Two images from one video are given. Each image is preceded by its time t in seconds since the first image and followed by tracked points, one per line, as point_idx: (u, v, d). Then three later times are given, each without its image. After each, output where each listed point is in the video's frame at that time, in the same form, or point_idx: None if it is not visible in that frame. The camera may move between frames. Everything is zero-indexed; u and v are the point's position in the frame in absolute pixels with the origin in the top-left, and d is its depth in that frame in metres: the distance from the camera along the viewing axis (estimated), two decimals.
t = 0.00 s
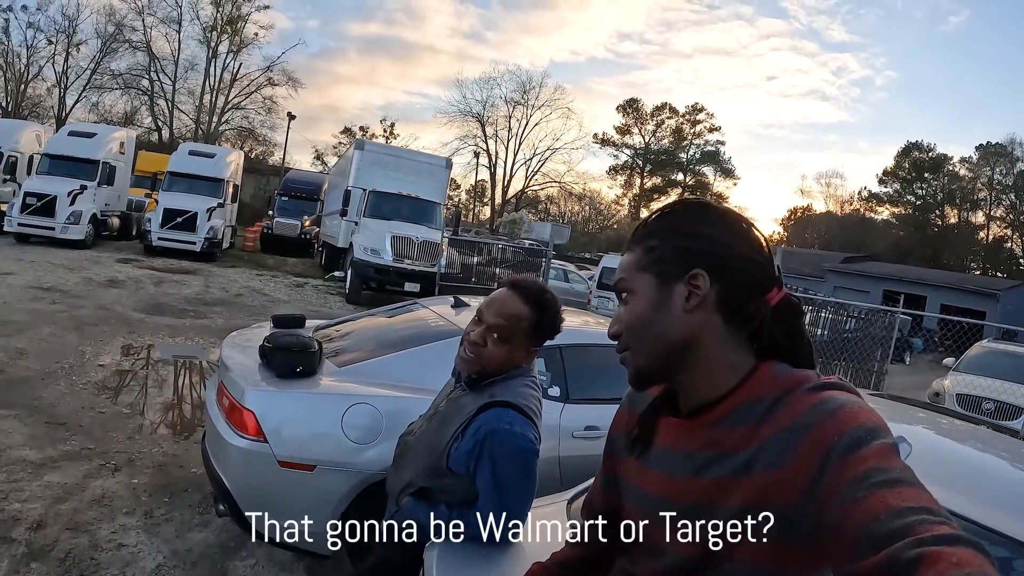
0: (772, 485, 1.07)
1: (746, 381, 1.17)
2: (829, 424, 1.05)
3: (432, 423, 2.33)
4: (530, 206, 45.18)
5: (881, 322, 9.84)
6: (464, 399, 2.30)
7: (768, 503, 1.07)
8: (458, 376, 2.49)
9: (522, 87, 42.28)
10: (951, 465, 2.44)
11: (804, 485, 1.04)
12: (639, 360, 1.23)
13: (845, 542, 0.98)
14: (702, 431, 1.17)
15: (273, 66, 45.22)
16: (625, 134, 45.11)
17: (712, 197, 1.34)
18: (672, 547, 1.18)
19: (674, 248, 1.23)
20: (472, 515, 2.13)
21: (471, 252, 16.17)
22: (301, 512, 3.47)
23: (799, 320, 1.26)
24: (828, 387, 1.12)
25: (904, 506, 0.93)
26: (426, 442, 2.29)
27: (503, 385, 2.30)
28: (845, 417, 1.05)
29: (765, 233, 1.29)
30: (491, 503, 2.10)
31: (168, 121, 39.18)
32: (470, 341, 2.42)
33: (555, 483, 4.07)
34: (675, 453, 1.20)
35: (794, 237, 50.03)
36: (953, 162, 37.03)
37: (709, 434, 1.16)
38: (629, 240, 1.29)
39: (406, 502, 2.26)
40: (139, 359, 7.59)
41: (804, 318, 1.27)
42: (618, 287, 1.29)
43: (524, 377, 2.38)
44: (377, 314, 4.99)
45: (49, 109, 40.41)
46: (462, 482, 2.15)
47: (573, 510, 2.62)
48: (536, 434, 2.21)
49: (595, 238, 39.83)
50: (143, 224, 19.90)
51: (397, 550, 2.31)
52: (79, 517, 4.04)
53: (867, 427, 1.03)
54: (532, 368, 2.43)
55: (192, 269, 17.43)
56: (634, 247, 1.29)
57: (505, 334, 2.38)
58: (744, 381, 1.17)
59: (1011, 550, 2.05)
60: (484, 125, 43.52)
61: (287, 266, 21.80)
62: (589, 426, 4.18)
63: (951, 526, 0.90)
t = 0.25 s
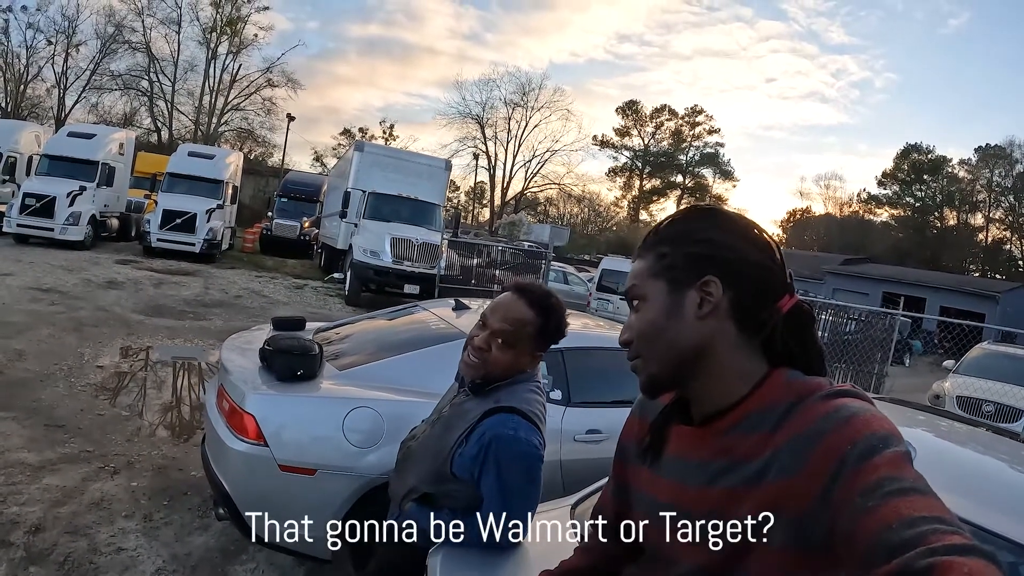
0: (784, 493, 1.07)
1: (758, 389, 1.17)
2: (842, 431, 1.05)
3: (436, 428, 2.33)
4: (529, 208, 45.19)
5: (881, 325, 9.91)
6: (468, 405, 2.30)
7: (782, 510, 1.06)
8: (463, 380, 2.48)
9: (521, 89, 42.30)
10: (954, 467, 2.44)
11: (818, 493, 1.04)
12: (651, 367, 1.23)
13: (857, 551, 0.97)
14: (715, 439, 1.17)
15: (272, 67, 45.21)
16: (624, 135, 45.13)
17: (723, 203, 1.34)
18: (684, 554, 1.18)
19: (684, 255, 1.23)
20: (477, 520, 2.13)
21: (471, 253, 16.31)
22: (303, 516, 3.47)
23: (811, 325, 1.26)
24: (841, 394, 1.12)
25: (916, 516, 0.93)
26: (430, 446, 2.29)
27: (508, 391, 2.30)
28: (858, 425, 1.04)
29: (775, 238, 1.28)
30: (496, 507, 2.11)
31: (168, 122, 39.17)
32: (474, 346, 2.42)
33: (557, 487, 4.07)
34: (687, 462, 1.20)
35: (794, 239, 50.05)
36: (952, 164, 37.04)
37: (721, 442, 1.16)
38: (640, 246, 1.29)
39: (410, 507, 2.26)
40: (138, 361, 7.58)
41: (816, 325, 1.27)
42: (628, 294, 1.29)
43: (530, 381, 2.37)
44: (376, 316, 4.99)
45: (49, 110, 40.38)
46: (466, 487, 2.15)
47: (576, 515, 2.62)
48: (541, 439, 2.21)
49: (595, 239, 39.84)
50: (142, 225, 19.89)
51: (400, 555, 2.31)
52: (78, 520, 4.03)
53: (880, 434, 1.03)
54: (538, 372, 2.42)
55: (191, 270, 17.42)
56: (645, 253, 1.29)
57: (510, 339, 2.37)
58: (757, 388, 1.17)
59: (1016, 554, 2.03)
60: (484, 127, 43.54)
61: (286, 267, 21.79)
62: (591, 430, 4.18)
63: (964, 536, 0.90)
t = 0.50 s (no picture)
0: (778, 494, 1.07)
1: (752, 391, 1.17)
2: (835, 434, 1.05)
3: (429, 429, 2.32)
4: (527, 210, 45.22)
5: (878, 327, 10.00)
6: (461, 406, 2.30)
7: (775, 511, 1.06)
8: (456, 382, 2.48)
9: (519, 91, 42.35)
10: (950, 469, 2.44)
11: (811, 495, 1.04)
12: (644, 370, 1.23)
13: (852, 551, 0.97)
14: (708, 440, 1.17)
15: (271, 68, 45.19)
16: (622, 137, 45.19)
17: (715, 205, 1.35)
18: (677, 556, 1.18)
19: (678, 256, 1.23)
20: (470, 521, 2.13)
21: (469, 255, 16.57)
22: (297, 516, 3.46)
23: (804, 327, 1.26)
24: (834, 396, 1.12)
25: (910, 516, 0.93)
26: (424, 447, 2.28)
27: (501, 392, 2.30)
28: (850, 427, 1.05)
29: (767, 240, 1.28)
30: (488, 508, 2.10)
31: (166, 123, 39.14)
32: (467, 347, 2.41)
33: (552, 489, 4.07)
34: (681, 463, 1.20)
35: (791, 241, 50.16)
36: (949, 166, 37.11)
37: (713, 444, 1.16)
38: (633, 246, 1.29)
39: (404, 508, 2.25)
40: (135, 362, 7.57)
41: (810, 328, 1.27)
42: (622, 294, 1.28)
43: (523, 383, 2.37)
44: (372, 318, 4.98)
45: (47, 111, 40.34)
46: (460, 488, 2.14)
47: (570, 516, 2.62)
48: (533, 441, 2.21)
49: (592, 241, 39.90)
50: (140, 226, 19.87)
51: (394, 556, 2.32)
52: (74, 521, 4.02)
53: (873, 435, 1.03)
54: (530, 374, 2.42)
55: (189, 271, 17.40)
56: (639, 254, 1.29)
57: (504, 341, 2.36)
58: (751, 390, 1.17)
59: (1011, 556, 2.04)
60: (481, 129, 43.58)
61: (284, 269, 21.77)
62: (587, 431, 4.18)
63: (957, 538, 0.90)
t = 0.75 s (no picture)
0: (769, 491, 1.06)
1: (742, 386, 1.17)
2: (824, 429, 1.05)
3: (424, 427, 2.33)
4: (524, 212, 45.21)
5: (874, 328, 10.05)
6: (455, 405, 2.30)
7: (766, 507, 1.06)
8: (451, 382, 2.48)
9: (516, 92, 42.35)
10: (946, 468, 2.45)
11: (801, 490, 1.04)
12: (635, 366, 1.23)
13: (841, 548, 0.98)
14: (700, 436, 1.16)
15: (268, 69, 45.12)
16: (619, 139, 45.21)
17: (706, 203, 1.35)
18: (669, 552, 1.18)
19: (668, 253, 1.23)
20: (465, 519, 2.13)
21: (466, 256, 16.63)
22: (295, 516, 3.45)
23: (795, 325, 1.26)
24: (824, 392, 1.12)
25: (900, 511, 0.93)
26: (418, 445, 2.28)
27: (496, 392, 2.30)
28: (840, 421, 1.05)
29: (758, 238, 1.29)
30: (483, 506, 2.10)
31: (163, 124, 39.07)
32: (462, 348, 2.41)
33: (548, 489, 4.06)
34: (672, 460, 1.20)
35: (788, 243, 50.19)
36: (947, 168, 37.14)
37: (704, 440, 1.16)
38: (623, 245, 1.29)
39: (400, 507, 2.25)
40: (132, 363, 7.55)
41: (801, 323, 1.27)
42: (611, 292, 1.29)
43: (517, 383, 2.37)
44: (370, 318, 4.98)
45: (44, 111, 40.23)
46: (455, 487, 2.14)
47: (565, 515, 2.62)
48: (527, 439, 2.21)
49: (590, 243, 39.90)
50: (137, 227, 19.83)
51: (390, 554, 2.31)
52: (72, 521, 4.01)
53: (863, 430, 1.03)
54: (525, 374, 2.42)
55: (186, 272, 17.37)
56: (629, 252, 1.30)
57: (499, 340, 2.36)
58: (741, 385, 1.17)
59: (1004, 552, 2.05)
60: (478, 130, 43.58)
61: (281, 270, 21.74)
62: (583, 431, 4.18)
63: (948, 531, 0.90)
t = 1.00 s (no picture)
0: (773, 490, 1.06)
1: (745, 386, 1.17)
2: (827, 430, 1.05)
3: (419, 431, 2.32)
4: (517, 216, 45.24)
5: (867, 331, 10.07)
6: (451, 409, 2.30)
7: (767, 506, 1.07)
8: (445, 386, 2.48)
9: (509, 97, 42.43)
10: (945, 468, 2.45)
11: (805, 489, 1.04)
12: (639, 368, 1.23)
13: (846, 548, 0.98)
14: (702, 437, 1.16)
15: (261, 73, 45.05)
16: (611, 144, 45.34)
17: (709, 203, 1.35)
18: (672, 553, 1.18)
19: (675, 253, 1.23)
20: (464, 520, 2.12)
21: (459, 261, 16.20)
22: (290, 521, 3.44)
23: (795, 326, 1.27)
24: (827, 391, 1.12)
25: (906, 512, 0.93)
26: (414, 450, 2.28)
27: (493, 394, 2.30)
28: (842, 421, 1.05)
29: (761, 239, 1.30)
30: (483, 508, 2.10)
31: (155, 128, 38.93)
32: (455, 352, 2.41)
33: (545, 492, 4.06)
34: (675, 461, 1.20)
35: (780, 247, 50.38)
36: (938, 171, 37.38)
37: (708, 441, 1.16)
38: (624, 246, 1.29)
39: (396, 510, 2.24)
40: (124, 368, 7.50)
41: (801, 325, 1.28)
42: (612, 292, 1.29)
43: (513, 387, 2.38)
44: (364, 322, 4.97)
45: (36, 115, 40.03)
46: (451, 491, 2.13)
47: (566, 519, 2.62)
48: (524, 442, 2.21)
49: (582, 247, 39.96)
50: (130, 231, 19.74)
51: (385, 559, 2.30)
52: (64, 527, 3.97)
53: (866, 430, 1.04)
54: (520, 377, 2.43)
55: (178, 277, 17.29)
56: (631, 250, 1.29)
57: (494, 343, 2.35)
58: (744, 385, 1.17)
59: (1004, 551, 2.06)
60: (471, 135, 43.62)
61: (274, 274, 21.66)
62: (579, 435, 4.18)
63: (952, 533, 0.91)
